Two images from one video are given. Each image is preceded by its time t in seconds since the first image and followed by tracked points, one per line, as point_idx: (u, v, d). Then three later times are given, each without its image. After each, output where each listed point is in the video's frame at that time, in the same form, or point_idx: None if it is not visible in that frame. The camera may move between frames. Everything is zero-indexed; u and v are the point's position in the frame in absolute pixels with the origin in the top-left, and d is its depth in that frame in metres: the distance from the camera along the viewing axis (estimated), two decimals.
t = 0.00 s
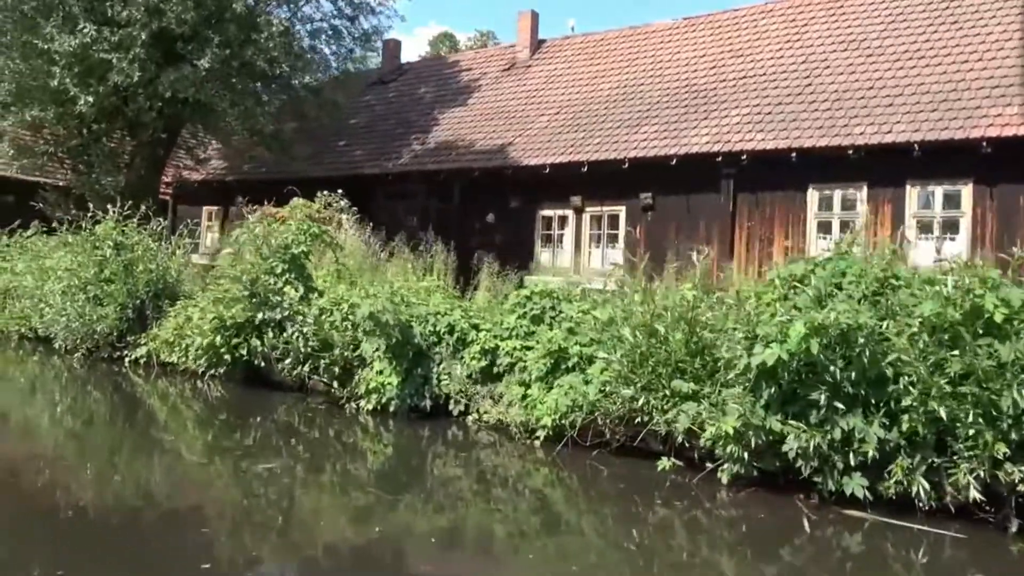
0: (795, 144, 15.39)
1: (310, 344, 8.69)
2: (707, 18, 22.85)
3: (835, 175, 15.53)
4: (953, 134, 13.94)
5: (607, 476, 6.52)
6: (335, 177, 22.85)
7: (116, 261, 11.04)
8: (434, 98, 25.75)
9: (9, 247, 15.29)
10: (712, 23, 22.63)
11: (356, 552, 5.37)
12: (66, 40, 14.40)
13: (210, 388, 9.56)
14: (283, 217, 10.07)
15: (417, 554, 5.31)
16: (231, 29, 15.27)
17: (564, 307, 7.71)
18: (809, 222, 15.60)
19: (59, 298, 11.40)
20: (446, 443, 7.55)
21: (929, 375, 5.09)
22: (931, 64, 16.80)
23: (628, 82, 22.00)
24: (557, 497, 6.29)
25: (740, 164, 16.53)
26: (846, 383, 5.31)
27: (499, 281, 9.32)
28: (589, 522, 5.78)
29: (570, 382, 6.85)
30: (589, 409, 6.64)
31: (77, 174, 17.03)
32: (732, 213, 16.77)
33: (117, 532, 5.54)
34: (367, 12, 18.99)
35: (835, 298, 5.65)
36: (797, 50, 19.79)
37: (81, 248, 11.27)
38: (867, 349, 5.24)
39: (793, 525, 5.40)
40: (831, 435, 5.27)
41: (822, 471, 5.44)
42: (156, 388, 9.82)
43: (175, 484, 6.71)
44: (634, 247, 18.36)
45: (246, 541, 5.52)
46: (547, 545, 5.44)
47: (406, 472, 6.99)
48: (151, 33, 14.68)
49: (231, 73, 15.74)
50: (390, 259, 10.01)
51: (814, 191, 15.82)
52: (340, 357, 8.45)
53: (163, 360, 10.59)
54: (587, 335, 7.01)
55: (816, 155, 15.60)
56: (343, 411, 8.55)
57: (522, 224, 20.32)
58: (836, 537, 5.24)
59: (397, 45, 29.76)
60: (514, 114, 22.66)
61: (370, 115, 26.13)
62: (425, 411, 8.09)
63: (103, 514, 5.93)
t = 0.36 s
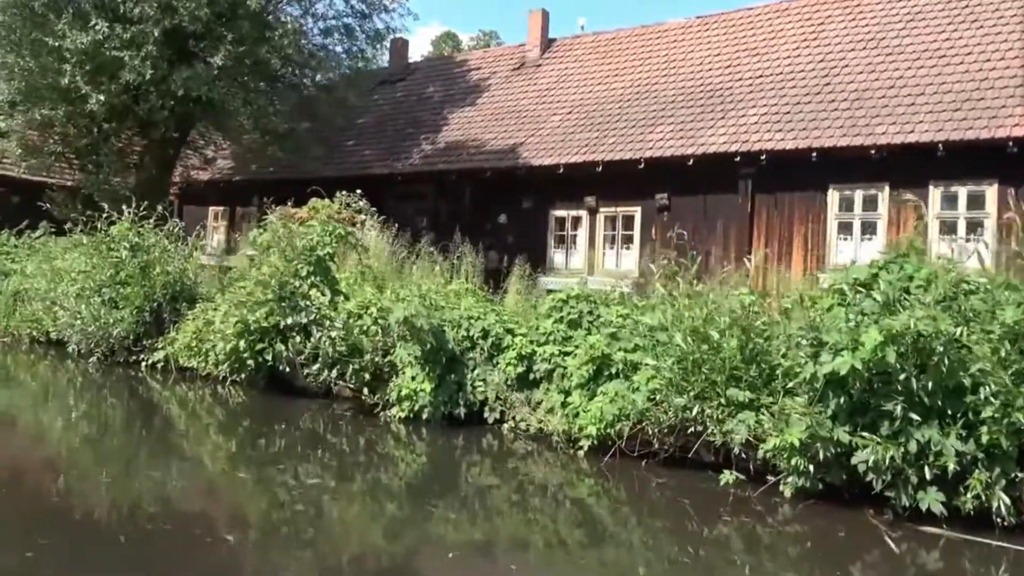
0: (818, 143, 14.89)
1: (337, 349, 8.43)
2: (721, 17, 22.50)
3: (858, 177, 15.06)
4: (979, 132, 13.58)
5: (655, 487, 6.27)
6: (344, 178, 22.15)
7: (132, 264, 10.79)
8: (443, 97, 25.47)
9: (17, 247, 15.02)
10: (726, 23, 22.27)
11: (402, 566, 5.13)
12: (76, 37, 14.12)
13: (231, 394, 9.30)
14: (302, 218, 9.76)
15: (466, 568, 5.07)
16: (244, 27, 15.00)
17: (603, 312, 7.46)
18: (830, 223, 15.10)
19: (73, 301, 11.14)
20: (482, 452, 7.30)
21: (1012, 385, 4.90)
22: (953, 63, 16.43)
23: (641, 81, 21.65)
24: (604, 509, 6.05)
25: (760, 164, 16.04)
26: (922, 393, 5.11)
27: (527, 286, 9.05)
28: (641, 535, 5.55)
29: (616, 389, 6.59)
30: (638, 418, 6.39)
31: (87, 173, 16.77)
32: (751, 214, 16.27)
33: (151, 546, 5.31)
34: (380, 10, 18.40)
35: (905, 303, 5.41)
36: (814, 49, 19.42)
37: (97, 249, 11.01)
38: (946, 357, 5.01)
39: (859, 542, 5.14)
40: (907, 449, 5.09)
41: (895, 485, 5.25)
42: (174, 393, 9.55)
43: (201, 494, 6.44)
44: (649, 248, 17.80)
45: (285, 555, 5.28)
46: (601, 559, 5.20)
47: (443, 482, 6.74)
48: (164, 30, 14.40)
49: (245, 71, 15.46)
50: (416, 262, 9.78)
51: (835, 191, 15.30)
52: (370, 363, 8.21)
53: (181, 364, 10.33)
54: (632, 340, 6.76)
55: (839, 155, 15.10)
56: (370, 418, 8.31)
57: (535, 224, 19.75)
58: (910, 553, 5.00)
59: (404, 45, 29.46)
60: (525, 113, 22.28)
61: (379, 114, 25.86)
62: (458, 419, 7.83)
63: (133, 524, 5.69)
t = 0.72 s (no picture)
0: (839, 140, 13.97)
1: (367, 354, 8.17)
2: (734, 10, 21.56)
3: (880, 173, 14.09)
4: (1004, 128, 12.74)
5: (708, 497, 6.01)
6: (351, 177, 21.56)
7: (148, 266, 10.52)
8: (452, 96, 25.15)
9: (25, 249, 14.74)
10: (740, 15, 21.31)
11: None
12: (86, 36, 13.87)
13: (253, 401, 9.04)
14: (322, 216, 9.38)
15: None
16: (256, 24, 14.74)
17: (643, 315, 7.24)
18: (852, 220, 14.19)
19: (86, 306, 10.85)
20: (519, 460, 7.04)
21: None
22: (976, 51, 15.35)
23: (652, 77, 20.73)
24: (655, 518, 5.80)
25: (778, 162, 15.08)
26: (1005, 398, 4.94)
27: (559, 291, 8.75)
28: (696, 546, 5.30)
29: (664, 394, 6.33)
30: (690, 425, 6.14)
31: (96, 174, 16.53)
32: (768, 214, 15.26)
33: (187, 558, 5.08)
34: (393, 7, 18.10)
35: (980, 305, 5.22)
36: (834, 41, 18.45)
37: (112, 252, 10.73)
38: None
39: (932, 558, 4.86)
40: (990, 458, 4.91)
41: (976, 494, 5.04)
42: (193, 400, 9.28)
43: (228, 505, 6.18)
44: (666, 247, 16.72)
45: (327, 568, 5.05)
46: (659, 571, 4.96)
47: (481, 490, 6.48)
48: (175, 29, 14.14)
49: (256, 70, 15.20)
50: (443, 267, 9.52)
51: (855, 189, 14.36)
52: (401, 368, 7.95)
53: (200, 369, 10.06)
54: (679, 344, 6.52)
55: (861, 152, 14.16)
56: (400, 425, 8.04)
57: (547, 225, 18.64)
58: (992, 566, 4.75)
59: (411, 44, 29.11)
60: (533, 112, 21.55)
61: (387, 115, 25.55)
62: (494, 425, 7.56)
63: (165, 535, 5.46)
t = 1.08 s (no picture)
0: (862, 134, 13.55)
1: (402, 360, 7.87)
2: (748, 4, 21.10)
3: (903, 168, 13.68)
4: None
5: (769, 504, 5.79)
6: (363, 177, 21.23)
7: (169, 270, 10.32)
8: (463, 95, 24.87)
9: (38, 254, 14.42)
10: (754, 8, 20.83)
11: None
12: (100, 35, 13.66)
13: (280, 407, 8.81)
14: (345, 216, 9.15)
15: None
16: (271, 22, 14.52)
17: (690, 315, 6.99)
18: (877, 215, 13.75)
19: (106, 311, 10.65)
20: (564, 465, 6.80)
21: None
22: (1002, 40, 14.77)
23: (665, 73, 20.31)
24: (714, 525, 5.58)
25: (799, 157, 14.63)
26: None
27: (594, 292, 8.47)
28: (763, 554, 5.08)
29: (718, 397, 6.14)
30: (749, 429, 5.95)
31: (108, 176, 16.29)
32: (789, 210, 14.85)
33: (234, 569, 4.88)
34: (406, 4, 17.80)
35: None
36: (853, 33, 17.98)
37: (132, 256, 10.55)
38: None
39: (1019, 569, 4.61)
40: None
41: None
42: (218, 406, 9.04)
43: (267, 513, 5.97)
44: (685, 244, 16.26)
45: None
46: None
47: (527, 497, 6.25)
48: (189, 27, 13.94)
49: (271, 68, 14.97)
50: (473, 268, 9.28)
51: (878, 183, 13.97)
52: (440, 372, 7.75)
53: (224, 375, 9.82)
54: (733, 344, 6.32)
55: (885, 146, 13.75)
56: (435, 431, 7.80)
57: (563, 224, 18.12)
58: None
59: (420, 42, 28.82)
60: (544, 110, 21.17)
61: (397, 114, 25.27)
62: (536, 430, 7.34)
63: (207, 546, 5.25)
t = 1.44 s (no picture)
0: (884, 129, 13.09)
1: (434, 364, 7.62)
2: None
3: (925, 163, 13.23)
4: None
5: (829, 515, 5.57)
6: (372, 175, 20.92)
7: (186, 271, 10.07)
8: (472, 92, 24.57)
9: (46, 255, 14.10)
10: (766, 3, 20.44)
11: None
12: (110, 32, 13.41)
13: (304, 411, 8.55)
14: (368, 216, 8.97)
15: None
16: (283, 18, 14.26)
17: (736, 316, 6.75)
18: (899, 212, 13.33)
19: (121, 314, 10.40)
20: (606, 473, 6.55)
21: None
22: None
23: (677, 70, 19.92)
24: (773, 535, 5.34)
25: (818, 153, 14.21)
26: None
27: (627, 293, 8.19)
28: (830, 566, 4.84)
29: (771, 404, 6.02)
30: (809, 435, 5.83)
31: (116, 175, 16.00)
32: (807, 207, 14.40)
33: None
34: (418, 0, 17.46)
35: None
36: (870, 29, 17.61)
37: (148, 257, 10.31)
38: None
39: None
40: None
41: None
42: (238, 411, 8.77)
43: (304, 522, 5.72)
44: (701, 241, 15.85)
45: None
46: None
47: (572, 505, 6.01)
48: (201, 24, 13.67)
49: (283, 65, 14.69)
50: (501, 268, 9.00)
51: (899, 179, 13.52)
52: (475, 376, 7.51)
53: (243, 378, 9.56)
54: (787, 348, 6.17)
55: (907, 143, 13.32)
56: (467, 437, 7.54)
57: (574, 222, 17.68)
58: None
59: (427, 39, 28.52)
60: (553, 107, 20.78)
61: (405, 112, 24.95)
62: (575, 436, 7.11)
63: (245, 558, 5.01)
